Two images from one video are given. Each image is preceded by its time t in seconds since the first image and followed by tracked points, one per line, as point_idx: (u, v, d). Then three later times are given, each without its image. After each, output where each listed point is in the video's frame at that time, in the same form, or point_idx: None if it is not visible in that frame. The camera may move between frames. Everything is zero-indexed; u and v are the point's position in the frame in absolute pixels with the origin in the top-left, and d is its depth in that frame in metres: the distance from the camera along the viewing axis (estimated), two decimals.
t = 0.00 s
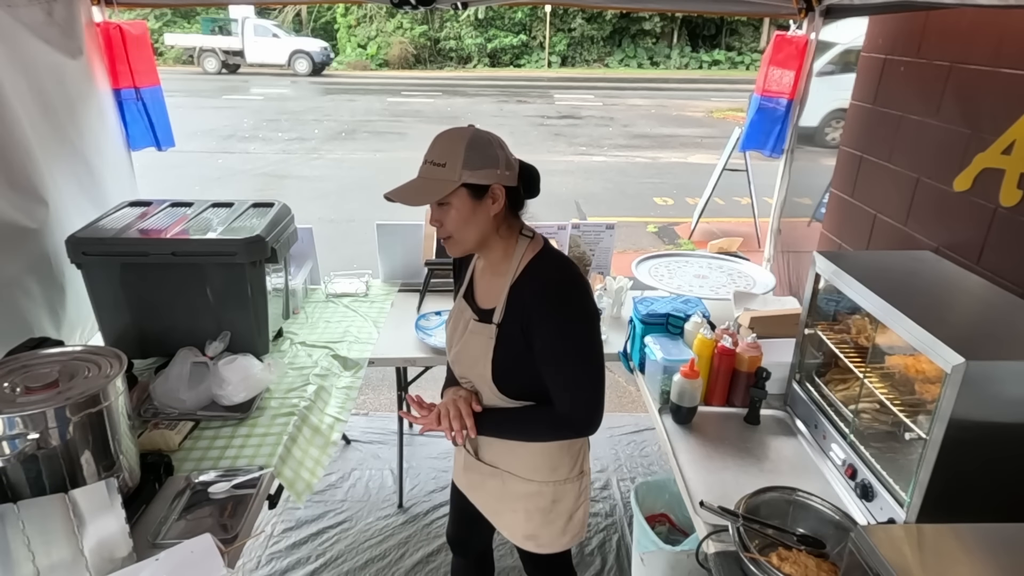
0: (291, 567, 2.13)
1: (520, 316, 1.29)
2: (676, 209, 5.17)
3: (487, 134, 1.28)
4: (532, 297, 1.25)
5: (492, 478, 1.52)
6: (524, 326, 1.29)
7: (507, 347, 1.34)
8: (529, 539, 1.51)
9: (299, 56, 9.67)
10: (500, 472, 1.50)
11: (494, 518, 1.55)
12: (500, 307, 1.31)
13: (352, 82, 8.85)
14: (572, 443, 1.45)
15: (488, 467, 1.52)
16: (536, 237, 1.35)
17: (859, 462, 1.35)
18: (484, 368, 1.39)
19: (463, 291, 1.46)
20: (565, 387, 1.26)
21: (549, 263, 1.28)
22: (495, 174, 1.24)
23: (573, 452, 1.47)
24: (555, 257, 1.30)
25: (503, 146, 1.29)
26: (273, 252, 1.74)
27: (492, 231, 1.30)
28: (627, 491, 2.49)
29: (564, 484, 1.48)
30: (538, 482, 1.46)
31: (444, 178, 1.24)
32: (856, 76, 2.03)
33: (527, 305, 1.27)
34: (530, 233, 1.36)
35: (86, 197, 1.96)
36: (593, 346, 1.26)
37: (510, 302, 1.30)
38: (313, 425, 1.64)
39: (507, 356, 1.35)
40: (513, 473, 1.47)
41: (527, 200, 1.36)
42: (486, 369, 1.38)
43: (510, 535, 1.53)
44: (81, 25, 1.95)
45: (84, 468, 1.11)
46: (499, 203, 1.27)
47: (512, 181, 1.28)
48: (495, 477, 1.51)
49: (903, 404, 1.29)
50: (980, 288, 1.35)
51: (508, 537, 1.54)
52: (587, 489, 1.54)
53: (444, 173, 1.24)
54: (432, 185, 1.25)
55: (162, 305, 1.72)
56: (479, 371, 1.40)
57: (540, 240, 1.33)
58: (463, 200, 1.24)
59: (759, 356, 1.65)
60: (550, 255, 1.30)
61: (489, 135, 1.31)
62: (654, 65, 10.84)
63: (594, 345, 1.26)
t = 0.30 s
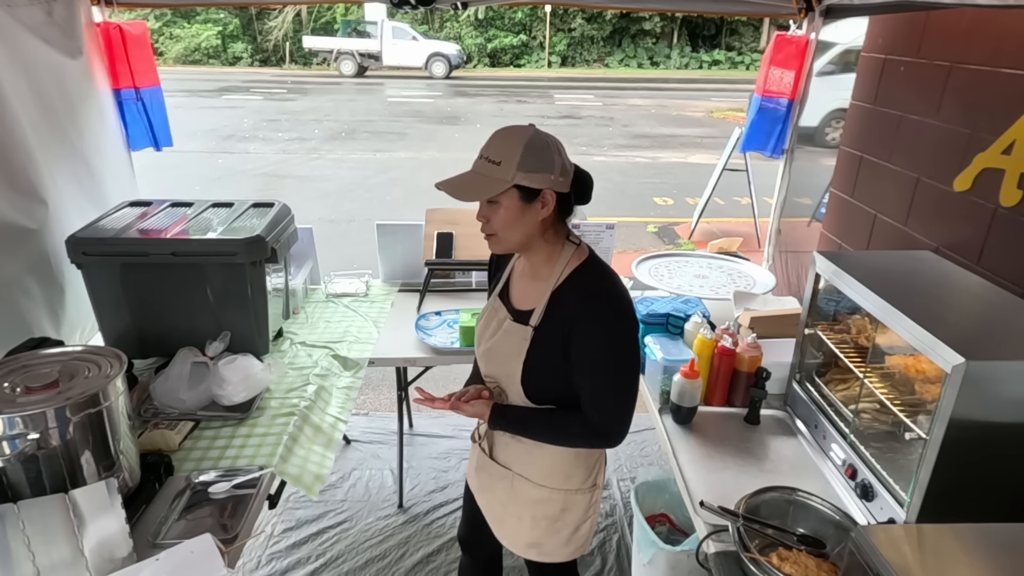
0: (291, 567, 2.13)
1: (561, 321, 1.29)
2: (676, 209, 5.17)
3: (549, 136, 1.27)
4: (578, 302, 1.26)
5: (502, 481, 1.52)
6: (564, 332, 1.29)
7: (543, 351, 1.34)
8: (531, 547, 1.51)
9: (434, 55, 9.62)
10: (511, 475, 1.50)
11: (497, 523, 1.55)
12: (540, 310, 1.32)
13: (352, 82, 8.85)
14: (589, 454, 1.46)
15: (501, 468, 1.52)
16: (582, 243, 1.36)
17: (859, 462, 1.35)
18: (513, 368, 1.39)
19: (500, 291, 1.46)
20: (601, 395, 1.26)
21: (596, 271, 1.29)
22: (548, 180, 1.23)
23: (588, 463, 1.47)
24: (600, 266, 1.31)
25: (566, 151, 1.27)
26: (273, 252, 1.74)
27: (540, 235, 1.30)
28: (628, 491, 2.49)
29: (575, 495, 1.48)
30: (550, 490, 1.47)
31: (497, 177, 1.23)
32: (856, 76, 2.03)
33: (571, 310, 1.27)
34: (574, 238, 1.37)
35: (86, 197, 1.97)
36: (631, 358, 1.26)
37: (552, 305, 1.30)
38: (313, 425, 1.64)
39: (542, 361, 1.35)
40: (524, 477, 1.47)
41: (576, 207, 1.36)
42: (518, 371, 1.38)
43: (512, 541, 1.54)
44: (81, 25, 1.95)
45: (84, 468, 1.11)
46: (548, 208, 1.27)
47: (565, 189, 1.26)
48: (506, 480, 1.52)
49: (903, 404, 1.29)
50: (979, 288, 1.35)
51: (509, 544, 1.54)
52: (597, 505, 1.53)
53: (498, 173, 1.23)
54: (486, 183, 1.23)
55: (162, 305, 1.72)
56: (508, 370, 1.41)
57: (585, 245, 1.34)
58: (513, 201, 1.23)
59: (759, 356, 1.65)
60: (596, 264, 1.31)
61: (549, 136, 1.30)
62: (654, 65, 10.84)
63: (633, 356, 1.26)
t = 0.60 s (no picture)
0: (291, 567, 2.13)
1: (552, 329, 1.29)
2: (676, 209, 5.17)
3: (574, 140, 1.24)
4: (564, 313, 1.24)
5: (504, 470, 1.54)
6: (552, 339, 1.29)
7: (537, 353, 1.35)
8: (525, 537, 1.53)
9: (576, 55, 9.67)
10: (512, 465, 1.52)
11: (498, 509, 1.59)
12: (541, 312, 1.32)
13: (352, 82, 8.85)
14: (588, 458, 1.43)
15: (505, 457, 1.54)
16: (594, 255, 1.31)
17: (859, 463, 1.35)
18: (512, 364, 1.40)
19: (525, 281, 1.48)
20: (576, 410, 1.25)
21: (593, 284, 1.26)
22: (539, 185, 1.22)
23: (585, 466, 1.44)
24: (606, 279, 1.28)
25: (585, 160, 1.23)
26: (273, 252, 1.74)
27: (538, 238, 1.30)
28: (627, 491, 2.49)
29: (570, 496, 1.46)
30: (544, 486, 1.46)
31: (506, 163, 1.28)
32: (856, 76, 2.03)
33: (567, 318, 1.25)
34: (590, 246, 1.33)
35: (86, 197, 1.97)
36: (614, 377, 1.24)
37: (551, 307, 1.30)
38: (313, 425, 1.64)
39: (534, 363, 1.37)
40: (522, 469, 1.48)
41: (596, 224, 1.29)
42: (512, 368, 1.41)
43: (508, 528, 1.57)
44: (81, 25, 1.95)
45: (84, 468, 1.11)
46: (540, 213, 1.26)
47: (559, 202, 1.22)
48: (507, 470, 1.53)
49: (903, 404, 1.29)
50: (979, 288, 1.35)
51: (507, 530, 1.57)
52: (595, 512, 1.49)
53: (509, 161, 1.28)
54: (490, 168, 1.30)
55: (162, 306, 1.72)
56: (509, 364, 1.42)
57: (591, 261, 1.29)
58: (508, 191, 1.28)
59: (759, 356, 1.65)
60: (599, 276, 1.27)
61: (582, 139, 1.27)
62: (654, 65, 10.84)
63: (616, 375, 1.24)
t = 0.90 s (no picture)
0: (291, 566, 2.13)
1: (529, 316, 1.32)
2: (676, 209, 5.16)
3: (564, 136, 1.26)
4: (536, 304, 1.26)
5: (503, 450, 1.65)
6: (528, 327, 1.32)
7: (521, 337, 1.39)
8: (511, 516, 1.63)
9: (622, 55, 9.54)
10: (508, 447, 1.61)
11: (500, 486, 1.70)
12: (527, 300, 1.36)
13: (352, 82, 8.85)
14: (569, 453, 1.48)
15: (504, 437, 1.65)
16: (586, 249, 1.30)
17: (859, 462, 1.35)
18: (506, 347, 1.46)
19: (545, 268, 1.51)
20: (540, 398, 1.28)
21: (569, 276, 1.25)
22: (527, 179, 1.28)
23: (563, 462, 1.49)
24: (590, 275, 1.26)
25: (569, 156, 1.24)
26: (273, 252, 1.74)
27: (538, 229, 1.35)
28: (627, 491, 2.49)
29: (548, 486, 1.53)
30: (526, 472, 1.55)
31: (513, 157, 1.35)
32: (856, 75, 2.02)
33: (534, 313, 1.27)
34: (588, 241, 1.32)
35: (86, 197, 1.96)
36: (578, 368, 1.25)
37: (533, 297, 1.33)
38: (313, 425, 1.64)
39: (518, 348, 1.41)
40: (511, 452, 1.58)
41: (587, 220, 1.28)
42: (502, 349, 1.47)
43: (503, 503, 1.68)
44: (81, 24, 1.95)
45: (84, 468, 1.11)
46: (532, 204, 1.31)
47: (542, 194, 1.26)
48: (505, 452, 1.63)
49: (903, 404, 1.28)
50: (979, 288, 1.35)
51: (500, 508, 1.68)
52: (573, 508, 1.53)
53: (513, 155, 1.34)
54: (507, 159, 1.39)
55: (162, 305, 1.72)
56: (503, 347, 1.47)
57: (575, 255, 1.28)
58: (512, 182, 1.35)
59: (759, 355, 1.65)
60: (579, 270, 1.26)
61: (581, 134, 1.28)
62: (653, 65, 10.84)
63: (580, 367, 1.25)
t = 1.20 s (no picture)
0: (291, 566, 2.13)
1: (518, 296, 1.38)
2: (676, 209, 5.16)
3: (546, 129, 1.31)
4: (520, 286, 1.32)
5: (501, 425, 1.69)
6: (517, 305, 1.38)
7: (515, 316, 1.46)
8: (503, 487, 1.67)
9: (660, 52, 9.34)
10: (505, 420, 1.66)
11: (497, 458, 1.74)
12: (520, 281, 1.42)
13: (351, 82, 8.85)
14: (559, 427, 1.51)
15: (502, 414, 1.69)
16: (576, 234, 1.32)
17: (859, 462, 1.35)
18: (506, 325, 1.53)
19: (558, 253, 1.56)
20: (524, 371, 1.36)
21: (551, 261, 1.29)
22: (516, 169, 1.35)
23: (552, 438, 1.53)
24: (575, 260, 1.30)
25: (548, 147, 1.29)
26: (273, 252, 1.74)
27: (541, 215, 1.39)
28: (627, 491, 2.49)
29: (538, 458, 1.57)
30: (518, 444, 1.59)
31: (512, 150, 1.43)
32: (856, 75, 2.02)
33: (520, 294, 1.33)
34: (579, 225, 1.34)
35: (86, 197, 1.96)
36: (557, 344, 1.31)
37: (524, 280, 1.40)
38: (313, 425, 1.64)
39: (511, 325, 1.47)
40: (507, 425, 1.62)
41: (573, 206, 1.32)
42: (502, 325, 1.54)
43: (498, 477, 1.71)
44: (81, 24, 1.95)
45: (83, 468, 1.11)
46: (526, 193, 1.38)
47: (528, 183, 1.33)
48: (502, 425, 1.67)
49: (903, 404, 1.28)
50: (979, 288, 1.35)
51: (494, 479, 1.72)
52: (561, 480, 1.57)
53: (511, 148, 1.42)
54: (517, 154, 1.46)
55: (161, 306, 1.72)
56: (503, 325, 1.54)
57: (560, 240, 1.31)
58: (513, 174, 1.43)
59: (759, 355, 1.65)
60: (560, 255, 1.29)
61: (564, 126, 1.32)
62: (653, 65, 10.84)
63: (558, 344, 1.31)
